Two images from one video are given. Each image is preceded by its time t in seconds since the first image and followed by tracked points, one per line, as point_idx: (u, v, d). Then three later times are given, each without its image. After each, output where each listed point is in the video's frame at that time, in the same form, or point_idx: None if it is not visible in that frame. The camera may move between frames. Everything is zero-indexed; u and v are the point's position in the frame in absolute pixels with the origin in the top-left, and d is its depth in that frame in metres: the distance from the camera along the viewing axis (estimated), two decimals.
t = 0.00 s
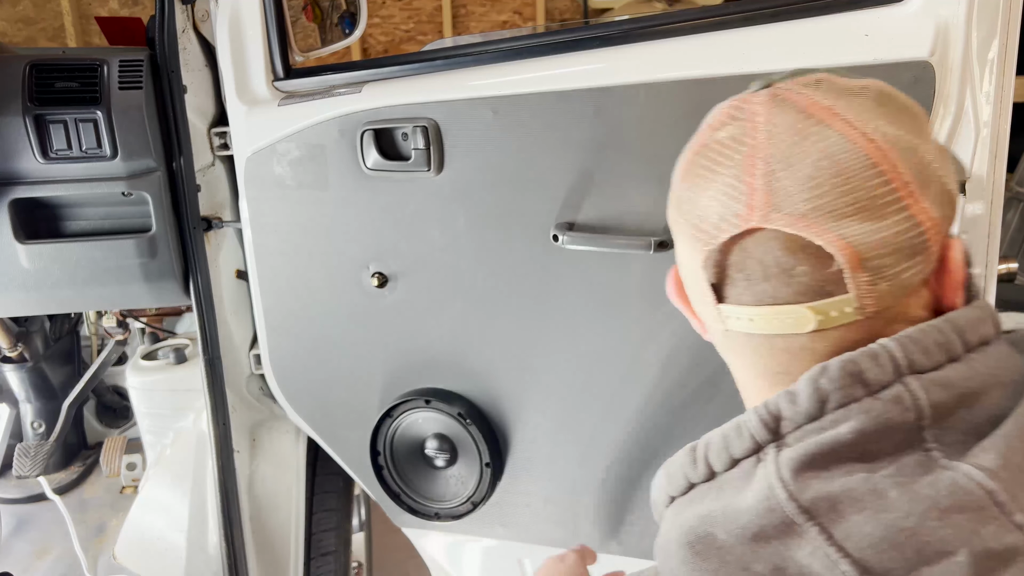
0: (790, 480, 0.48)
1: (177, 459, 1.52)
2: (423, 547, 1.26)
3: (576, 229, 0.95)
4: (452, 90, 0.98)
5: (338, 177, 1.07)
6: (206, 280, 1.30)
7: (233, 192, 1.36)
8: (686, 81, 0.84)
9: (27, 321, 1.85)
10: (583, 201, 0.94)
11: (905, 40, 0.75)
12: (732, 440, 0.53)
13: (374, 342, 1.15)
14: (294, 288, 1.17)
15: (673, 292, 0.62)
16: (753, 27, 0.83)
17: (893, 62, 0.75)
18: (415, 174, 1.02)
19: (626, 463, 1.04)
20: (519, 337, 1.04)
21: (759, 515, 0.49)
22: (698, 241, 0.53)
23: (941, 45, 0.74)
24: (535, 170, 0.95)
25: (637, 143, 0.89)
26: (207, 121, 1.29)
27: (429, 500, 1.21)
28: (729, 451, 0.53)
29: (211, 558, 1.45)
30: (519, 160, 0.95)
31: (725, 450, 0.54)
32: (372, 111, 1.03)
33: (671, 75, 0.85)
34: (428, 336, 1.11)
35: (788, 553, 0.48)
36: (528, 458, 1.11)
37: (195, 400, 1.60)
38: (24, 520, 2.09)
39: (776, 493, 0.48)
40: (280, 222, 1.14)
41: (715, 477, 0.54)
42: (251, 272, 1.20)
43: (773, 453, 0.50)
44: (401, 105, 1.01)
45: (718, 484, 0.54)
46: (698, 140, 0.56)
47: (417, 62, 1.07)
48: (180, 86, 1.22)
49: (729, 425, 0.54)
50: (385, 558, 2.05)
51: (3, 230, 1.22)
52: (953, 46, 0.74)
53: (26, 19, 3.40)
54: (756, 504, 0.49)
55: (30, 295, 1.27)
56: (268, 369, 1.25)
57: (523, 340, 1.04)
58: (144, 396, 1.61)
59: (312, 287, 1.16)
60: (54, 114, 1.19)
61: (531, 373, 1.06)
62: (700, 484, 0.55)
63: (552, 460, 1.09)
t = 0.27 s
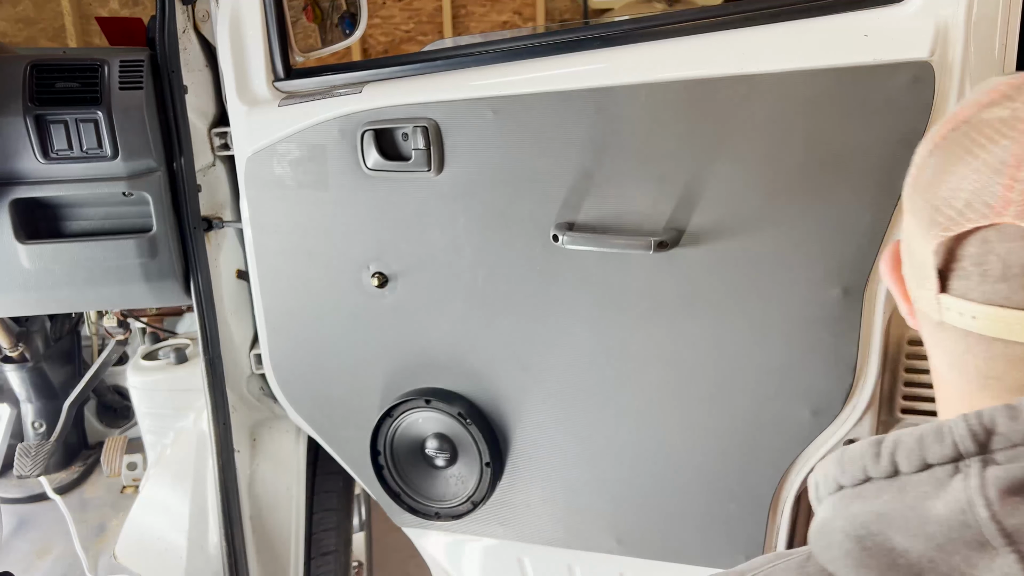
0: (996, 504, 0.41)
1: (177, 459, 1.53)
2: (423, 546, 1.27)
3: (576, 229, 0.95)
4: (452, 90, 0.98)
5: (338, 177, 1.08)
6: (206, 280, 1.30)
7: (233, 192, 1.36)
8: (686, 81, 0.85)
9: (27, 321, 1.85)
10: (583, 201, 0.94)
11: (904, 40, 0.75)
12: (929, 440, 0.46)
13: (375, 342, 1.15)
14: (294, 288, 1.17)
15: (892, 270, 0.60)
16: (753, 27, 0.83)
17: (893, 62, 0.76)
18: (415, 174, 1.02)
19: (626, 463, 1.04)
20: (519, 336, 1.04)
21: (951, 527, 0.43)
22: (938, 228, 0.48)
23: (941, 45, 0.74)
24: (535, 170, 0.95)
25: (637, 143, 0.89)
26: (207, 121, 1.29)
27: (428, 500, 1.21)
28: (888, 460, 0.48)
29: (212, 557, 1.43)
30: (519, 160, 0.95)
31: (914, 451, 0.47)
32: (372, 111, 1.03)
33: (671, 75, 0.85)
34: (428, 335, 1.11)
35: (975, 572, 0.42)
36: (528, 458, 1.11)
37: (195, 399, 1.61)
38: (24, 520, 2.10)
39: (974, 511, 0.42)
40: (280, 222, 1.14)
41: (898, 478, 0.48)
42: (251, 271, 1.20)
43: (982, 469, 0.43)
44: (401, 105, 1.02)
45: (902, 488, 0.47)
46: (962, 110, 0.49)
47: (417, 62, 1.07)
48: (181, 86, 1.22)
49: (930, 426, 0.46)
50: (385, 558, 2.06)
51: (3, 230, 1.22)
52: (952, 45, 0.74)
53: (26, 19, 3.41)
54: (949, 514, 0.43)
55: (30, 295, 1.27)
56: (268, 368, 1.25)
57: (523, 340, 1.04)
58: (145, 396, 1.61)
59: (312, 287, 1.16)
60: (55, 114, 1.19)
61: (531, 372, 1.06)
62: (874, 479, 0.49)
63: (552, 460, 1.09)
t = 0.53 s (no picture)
0: None
1: (178, 458, 1.53)
2: (423, 546, 1.28)
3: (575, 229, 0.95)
4: (453, 90, 0.98)
5: (338, 177, 1.08)
6: (207, 280, 1.30)
7: (233, 192, 1.36)
8: (686, 82, 0.85)
9: (28, 320, 1.85)
10: (583, 201, 0.94)
11: (904, 41, 0.76)
12: None
13: (375, 341, 1.15)
14: (294, 288, 1.18)
15: None
16: (753, 27, 0.84)
17: (892, 63, 0.76)
18: (415, 174, 1.03)
19: (626, 462, 1.05)
20: (519, 336, 1.05)
21: None
22: None
23: (940, 45, 0.75)
24: (534, 170, 0.95)
25: (637, 144, 0.89)
26: (208, 121, 1.30)
27: (428, 500, 1.21)
28: (887, 497, 0.42)
29: (212, 557, 1.43)
30: (519, 160, 0.96)
31: None
32: (373, 111, 1.04)
33: (671, 76, 0.86)
34: (428, 335, 1.11)
35: None
36: (528, 457, 1.12)
37: (195, 399, 1.61)
38: (25, 519, 2.11)
39: None
40: (281, 222, 1.14)
41: None
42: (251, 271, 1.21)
43: None
44: (401, 106, 1.02)
45: None
46: None
47: (417, 63, 1.07)
48: (181, 86, 1.23)
49: None
50: (385, 557, 2.06)
51: (4, 230, 1.22)
52: (952, 46, 0.74)
53: (26, 20, 3.46)
54: None
55: (31, 294, 1.28)
56: (268, 368, 1.26)
57: (523, 340, 1.05)
58: (145, 396, 1.62)
59: (312, 287, 1.16)
60: (56, 114, 1.19)
61: (531, 372, 1.06)
62: None
63: (552, 459, 1.10)
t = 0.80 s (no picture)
0: None
1: (178, 458, 1.53)
2: (423, 546, 1.28)
3: (575, 229, 0.95)
4: (453, 90, 0.98)
5: (338, 177, 1.08)
6: (207, 279, 1.30)
7: (233, 192, 1.36)
8: (686, 81, 0.85)
9: (28, 320, 1.86)
10: (583, 201, 0.95)
11: (904, 41, 0.76)
12: None
13: (375, 341, 1.15)
14: (294, 288, 1.18)
15: None
16: (753, 27, 0.84)
17: (892, 62, 0.76)
18: (415, 174, 1.03)
19: (626, 463, 1.05)
20: (519, 336, 1.05)
21: None
22: None
23: (940, 45, 0.75)
24: (534, 170, 0.95)
25: (637, 143, 0.89)
26: (208, 121, 1.30)
27: (428, 501, 1.21)
28: None
29: (212, 557, 1.43)
30: (519, 160, 0.96)
31: None
32: (373, 111, 1.04)
33: (671, 75, 0.85)
34: (428, 335, 1.11)
35: None
36: (528, 458, 1.12)
37: (195, 399, 1.61)
38: (26, 519, 2.11)
39: None
40: (280, 222, 1.14)
41: None
42: (252, 271, 1.21)
43: None
44: (401, 106, 1.02)
45: None
46: None
47: (417, 62, 1.07)
48: (181, 86, 1.23)
49: None
50: (385, 557, 2.06)
51: (3, 230, 1.22)
52: (951, 46, 0.74)
53: (26, 20, 3.47)
54: None
55: (31, 294, 1.28)
56: (269, 368, 1.26)
57: (523, 340, 1.05)
58: (145, 396, 1.62)
59: (312, 287, 1.16)
60: (55, 114, 1.19)
61: (531, 372, 1.07)
62: None
63: (551, 459, 1.10)
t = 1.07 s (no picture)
0: None
1: (178, 458, 1.53)
2: (423, 545, 1.28)
3: (575, 229, 0.95)
4: (452, 91, 0.98)
5: (338, 177, 1.08)
6: (207, 279, 1.30)
7: (233, 192, 1.36)
8: (686, 81, 0.85)
9: (28, 320, 1.86)
10: (583, 201, 0.95)
11: (904, 41, 0.75)
12: None
13: (375, 341, 1.15)
14: (294, 288, 1.18)
15: None
16: (753, 27, 0.84)
17: (892, 62, 0.76)
18: (415, 174, 1.03)
19: (626, 463, 1.05)
20: (519, 336, 1.05)
21: None
22: None
23: (940, 45, 0.75)
24: (534, 171, 0.96)
25: (637, 143, 0.89)
26: (208, 121, 1.30)
27: (428, 501, 1.21)
28: None
29: (212, 557, 1.43)
30: (519, 160, 0.96)
31: None
32: (373, 111, 1.04)
33: (671, 76, 0.85)
34: (428, 335, 1.11)
35: None
36: (527, 457, 1.12)
37: (195, 399, 1.61)
38: (26, 519, 2.11)
39: None
40: (280, 222, 1.14)
41: None
42: (252, 271, 1.21)
43: None
44: (401, 106, 1.02)
45: None
46: None
47: (416, 63, 1.08)
48: (181, 86, 1.23)
49: None
50: (385, 557, 2.07)
51: (3, 230, 1.22)
52: (951, 46, 0.74)
53: (27, 20, 3.47)
54: None
55: (31, 294, 1.28)
56: (269, 368, 1.26)
57: (524, 340, 1.05)
58: (145, 396, 1.62)
59: (312, 287, 1.16)
60: (55, 114, 1.19)
61: (531, 372, 1.07)
62: None
63: (552, 459, 1.10)
